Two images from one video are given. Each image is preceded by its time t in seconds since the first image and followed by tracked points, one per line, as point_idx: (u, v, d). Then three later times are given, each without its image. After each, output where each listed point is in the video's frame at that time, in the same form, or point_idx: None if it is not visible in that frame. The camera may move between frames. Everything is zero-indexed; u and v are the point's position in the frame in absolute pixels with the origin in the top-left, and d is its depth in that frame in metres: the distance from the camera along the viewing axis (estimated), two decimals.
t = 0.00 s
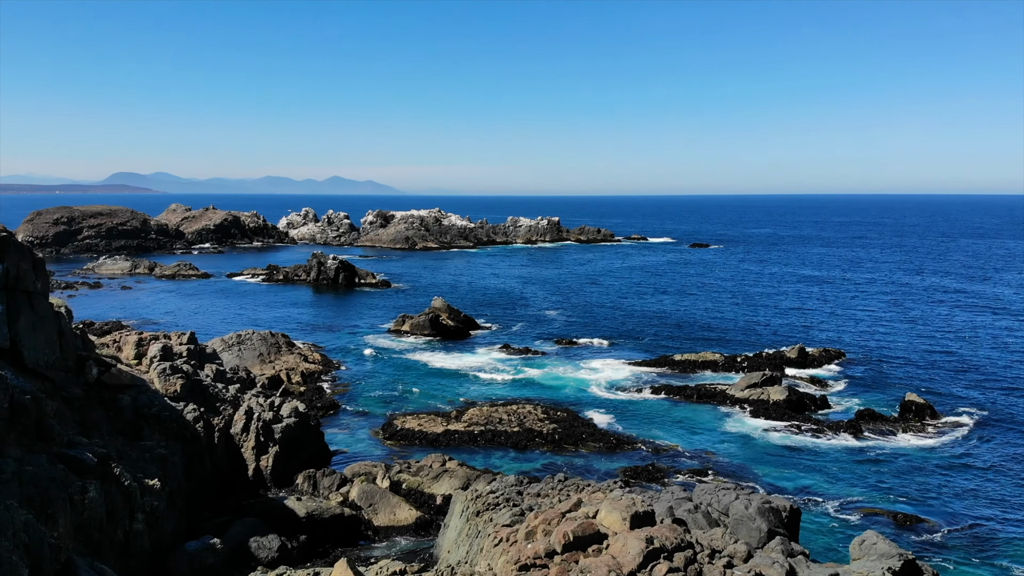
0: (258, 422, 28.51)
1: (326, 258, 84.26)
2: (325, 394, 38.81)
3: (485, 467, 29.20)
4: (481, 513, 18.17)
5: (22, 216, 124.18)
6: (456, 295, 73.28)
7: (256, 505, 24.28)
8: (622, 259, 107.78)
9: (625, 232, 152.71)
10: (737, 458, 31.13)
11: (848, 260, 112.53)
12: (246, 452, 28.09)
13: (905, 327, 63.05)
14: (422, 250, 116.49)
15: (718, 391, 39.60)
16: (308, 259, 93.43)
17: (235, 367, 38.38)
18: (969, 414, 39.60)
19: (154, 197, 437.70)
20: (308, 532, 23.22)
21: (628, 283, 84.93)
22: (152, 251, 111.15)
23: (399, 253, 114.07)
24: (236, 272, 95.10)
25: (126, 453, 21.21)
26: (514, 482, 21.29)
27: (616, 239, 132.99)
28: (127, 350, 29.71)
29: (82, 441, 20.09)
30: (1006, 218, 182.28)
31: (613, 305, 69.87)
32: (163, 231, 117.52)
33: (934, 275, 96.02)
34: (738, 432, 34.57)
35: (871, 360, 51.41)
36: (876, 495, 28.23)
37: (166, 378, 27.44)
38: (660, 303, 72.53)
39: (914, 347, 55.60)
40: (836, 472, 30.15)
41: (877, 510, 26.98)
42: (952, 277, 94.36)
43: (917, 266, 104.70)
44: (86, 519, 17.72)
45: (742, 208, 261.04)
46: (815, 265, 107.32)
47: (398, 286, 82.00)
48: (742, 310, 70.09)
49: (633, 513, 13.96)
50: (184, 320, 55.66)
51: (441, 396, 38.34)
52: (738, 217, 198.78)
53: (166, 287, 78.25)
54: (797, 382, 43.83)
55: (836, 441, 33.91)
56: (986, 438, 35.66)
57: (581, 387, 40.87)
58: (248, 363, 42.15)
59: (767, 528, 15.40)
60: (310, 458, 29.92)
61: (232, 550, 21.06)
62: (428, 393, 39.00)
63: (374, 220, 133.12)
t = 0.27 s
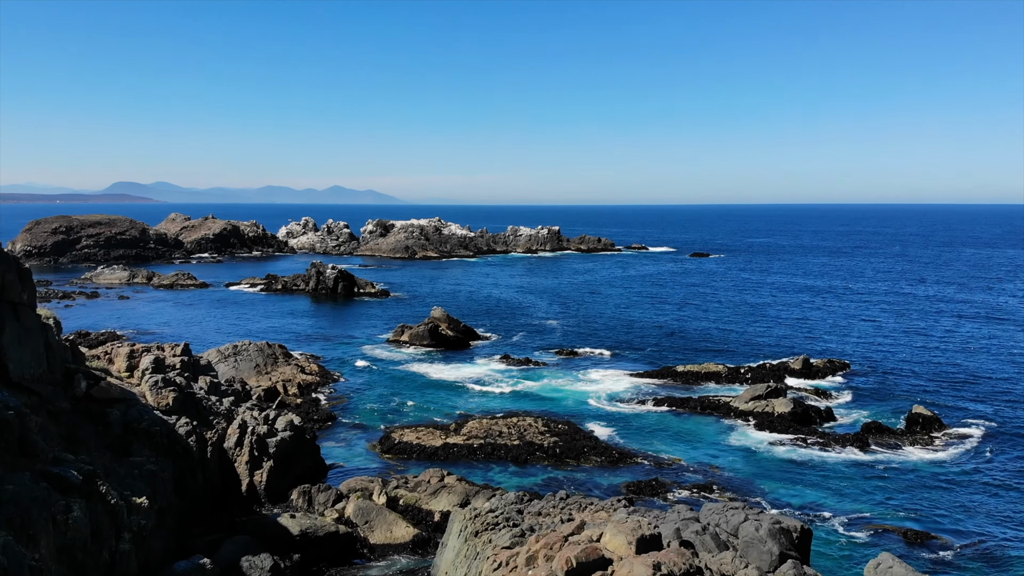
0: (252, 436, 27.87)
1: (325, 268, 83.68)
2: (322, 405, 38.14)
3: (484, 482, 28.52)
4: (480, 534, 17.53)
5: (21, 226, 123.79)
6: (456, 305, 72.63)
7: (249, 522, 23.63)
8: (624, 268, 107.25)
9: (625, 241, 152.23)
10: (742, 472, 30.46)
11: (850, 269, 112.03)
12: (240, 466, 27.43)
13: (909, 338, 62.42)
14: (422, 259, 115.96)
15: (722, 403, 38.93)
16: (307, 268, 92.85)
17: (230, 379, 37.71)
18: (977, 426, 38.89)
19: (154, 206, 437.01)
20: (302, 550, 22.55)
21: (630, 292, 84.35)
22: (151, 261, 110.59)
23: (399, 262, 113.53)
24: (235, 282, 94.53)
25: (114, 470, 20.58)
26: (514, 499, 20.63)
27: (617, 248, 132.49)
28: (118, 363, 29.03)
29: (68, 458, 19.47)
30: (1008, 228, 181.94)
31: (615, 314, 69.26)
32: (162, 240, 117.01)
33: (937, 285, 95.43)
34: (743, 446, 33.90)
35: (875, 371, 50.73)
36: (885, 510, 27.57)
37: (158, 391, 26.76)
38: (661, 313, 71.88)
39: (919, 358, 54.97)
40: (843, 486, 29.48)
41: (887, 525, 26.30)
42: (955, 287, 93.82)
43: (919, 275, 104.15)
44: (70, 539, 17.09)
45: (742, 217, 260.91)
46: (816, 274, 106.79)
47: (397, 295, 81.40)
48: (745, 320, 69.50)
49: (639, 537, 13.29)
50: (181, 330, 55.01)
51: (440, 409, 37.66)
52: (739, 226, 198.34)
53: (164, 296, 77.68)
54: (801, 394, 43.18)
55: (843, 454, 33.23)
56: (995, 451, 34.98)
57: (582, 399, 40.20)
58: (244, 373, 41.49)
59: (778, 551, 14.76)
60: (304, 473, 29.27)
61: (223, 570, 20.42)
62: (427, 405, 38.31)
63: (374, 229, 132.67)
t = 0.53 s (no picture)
0: (245, 450, 27.25)
1: (324, 277, 83.12)
2: (319, 417, 37.46)
3: (484, 497, 27.85)
4: (478, 555, 16.92)
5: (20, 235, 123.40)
6: (456, 314, 72.07)
7: (241, 539, 22.98)
8: (624, 277, 106.73)
9: (625, 250, 151.79)
10: (746, 487, 29.81)
11: (852, 278, 111.51)
12: (232, 481, 26.79)
13: (914, 348, 61.79)
14: (421, 268, 115.41)
15: (726, 415, 38.27)
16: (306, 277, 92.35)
17: (225, 390, 37.05)
18: (986, 438, 38.18)
19: (155, 215, 436.52)
20: (296, 568, 21.89)
21: (631, 301, 83.79)
22: (149, 269, 110.07)
23: (399, 271, 112.99)
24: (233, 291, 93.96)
25: (101, 487, 19.93)
26: (514, 516, 19.97)
27: (617, 257, 132.03)
28: (109, 375, 28.36)
29: (52, 474, 18.81)
30: (1009, 237, 181.50)
31: (616, 324, 68.65)
32: (161, 249, 116.57)
33: (940, 295, 94.81)
34: (747, 459, 33.23)
35: (880, 382, 50.07)
36: (894, 526, 26.91)
37: (149, 404, 26.08)
38: (662, 322, 71.35)
39: (924, 368, 54.33)
40: (850, 501, 28.82)
41: (896, 542, 25.63)
42: (957, 296, 93.25)
43: (922, 284, 103.58)
44: (53, 560, 16.42)
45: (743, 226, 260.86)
46: (818, 283, 106.23)
47: (396, 304, 80.82)
48: (746, 329, 68.91)
49: (646, 561, 12.62)
50: (177, 340, 54.42)
51: (439, 421, 37.00)
52: (739, 235, 197.84)
53: (161, 306, 77.11)
54: (805, 405, 42.53)
55: (849, 468, 32.55)
56: (1005, 463, 34.31)
57: (583, 411, 39.54)
58: (240, 385, 40.81)
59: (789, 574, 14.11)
60: (299, 488, 28.64)
61: None
62: (425, 417, 37.61)
63: (374, 238, 132.25)
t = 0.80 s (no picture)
0: (238, 462, 26.62)
1: (321, 283, 82.48)
2: (314, 427, 36.74)
3: (482, 510, 27.09)
4: None
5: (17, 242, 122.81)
6: (454, 321, 71.46)
7: (230, 556, 22.29)
8: (624, 284, 106.19)
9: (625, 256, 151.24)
10: (750, 499, 29.09)
11: (852, 285, 111.04)
12: (224, 494, 26.15)
13: (916, 355, 61.24)
14: (420, 274, 114.84)
15: (728, 425, 37.58)
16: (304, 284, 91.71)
17: (218, 400, 36.33)
18: (993, 447, 37.49)
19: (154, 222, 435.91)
20: None
21: (630, 308, 83.24)
22: (146, 276, 109.42)
23: (397, 278, 112.46)
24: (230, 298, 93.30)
25: (85, 502, 19.25)
26: (513, 531, 19.33)
27: (617, 263, 131.56)
28: (98, 385, 27.63)
29: (34, 488, 18.13)
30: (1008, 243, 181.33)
31: (616, 331, 68.03)
32: (158, 255, 115.99)
33: (940, 301, 94.29)
34: (751, 470, 32.50)
35: (884, 390, 49.39)
36: (903, 540, 26.23)
37: (139, 415, 25.34)
38: (662, 329, 70.74)
39: (927, 376, 53.76)
40: (858, 513, 28.13)
41: (905, 555, 24.97)
42: (958, 303, 92.78)
43: (922, 291, 103.16)
44: None
45: (742, 233, 260.65)
46: (819, 290, 105.70)
47: (394, 311, 80.17)
48: (747, 337, 68.33)
49: None
50: (172, 348, 53.70)
51: (436, 431, 36.28)
52: (739, 241, 197.42)
53: (158, 313, 76.49)
54: (809, 415, 41.89)
55: (854, 479, 31.87)
56: (1013, 473, 33.67)
57: (582, 420, 38.85)
58: (234, 394, 40.06)
59: None
60: (292, 501, 27.94)
61: None
62: (423, 427, 36.90)
63: (372, 244, 131.74)
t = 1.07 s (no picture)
0: (231, 472, 25.95)
1: (320, 288, 81.96)
2: (310, 435, 36.13)
3: (481, 522, 26.47)
4: None
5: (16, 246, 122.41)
6: (454, 326, 70.89)
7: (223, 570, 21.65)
8: (625, 288, 105.71)
9: (626, 261, 150.65)
10: (755, 509, 28.46)
11: (854, 290, 110.51)
12: (217, 505, 25.45)
13: (920, 361, 60.66)
14: (420, 279, 114.34)
15: (732, 433, 36.96)
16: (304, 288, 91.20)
17: (213, 407, 35.74)
18: (1002, 455, 36.79)
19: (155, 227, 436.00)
20: None
21: (631, 312, 82.73)
22: (145, 280, 108.97)
23: (397, 282, 111.99)
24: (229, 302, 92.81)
25: (70, 516, 18.75)
26: (513, 546, 18.67)
27: (617, 267, 131.05)
28: (88, 394, 27.06)
29: (17, 502, 17.51)
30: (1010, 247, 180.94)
31: (617, 336, 67.47)
32: (157, 259, 115.58)
33: (944, 306, 93.74)
34: (755, 479, 31.85)
35: (889, 397, 48.69)
36: (912, 551, 25.61)
37: (129, 424, 24.77)
38: (664, 334, 70.17)
39: (932, 382, 53.15)
40: (866, 524, 27.50)
41: (915, 568, 24.35)
42: (961, 308, 92.24)
43: (925, 296, 102.62)
44: None
45: (742, 237, 260.15)
46: (820, 295, 105.17)
47: (394, 315, 79.65)
48: (749, 342, 67.79)
49: None
50: (169, 354, 53.15)
51: (435, 439, 35.68)
52: (740, 246, 197.10)
53: (155, 318, 75.97)
54: (813, 421, 41.32)
55: (860, 488, 31.23)
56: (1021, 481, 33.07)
57: (583, 428, 38.22)
58: (230, 401, 39.46)
59: None
60: (287, 512, 27.27)
61: None
62: (421, 435, 36.27)
63: (372, 249, 131.27)
